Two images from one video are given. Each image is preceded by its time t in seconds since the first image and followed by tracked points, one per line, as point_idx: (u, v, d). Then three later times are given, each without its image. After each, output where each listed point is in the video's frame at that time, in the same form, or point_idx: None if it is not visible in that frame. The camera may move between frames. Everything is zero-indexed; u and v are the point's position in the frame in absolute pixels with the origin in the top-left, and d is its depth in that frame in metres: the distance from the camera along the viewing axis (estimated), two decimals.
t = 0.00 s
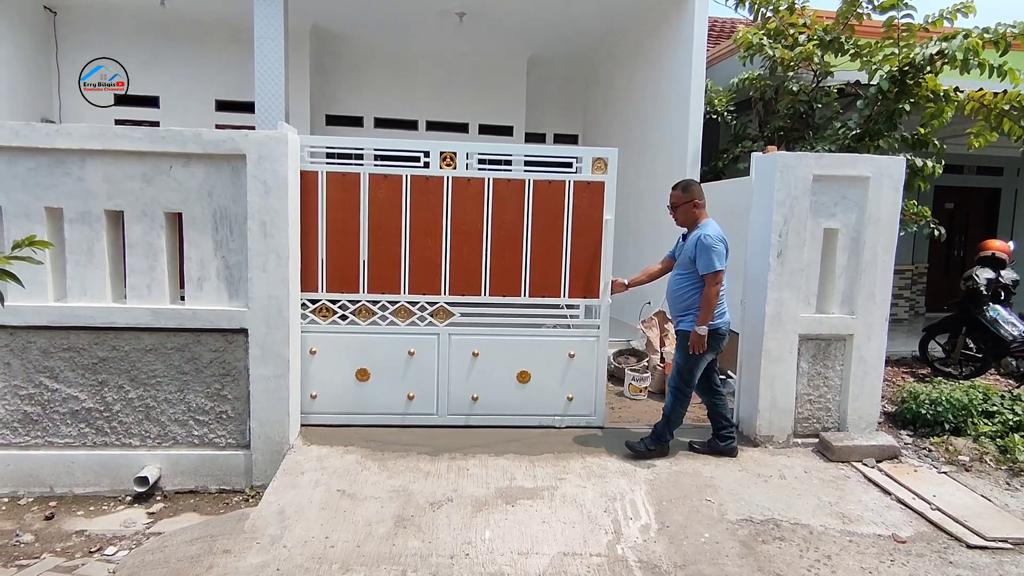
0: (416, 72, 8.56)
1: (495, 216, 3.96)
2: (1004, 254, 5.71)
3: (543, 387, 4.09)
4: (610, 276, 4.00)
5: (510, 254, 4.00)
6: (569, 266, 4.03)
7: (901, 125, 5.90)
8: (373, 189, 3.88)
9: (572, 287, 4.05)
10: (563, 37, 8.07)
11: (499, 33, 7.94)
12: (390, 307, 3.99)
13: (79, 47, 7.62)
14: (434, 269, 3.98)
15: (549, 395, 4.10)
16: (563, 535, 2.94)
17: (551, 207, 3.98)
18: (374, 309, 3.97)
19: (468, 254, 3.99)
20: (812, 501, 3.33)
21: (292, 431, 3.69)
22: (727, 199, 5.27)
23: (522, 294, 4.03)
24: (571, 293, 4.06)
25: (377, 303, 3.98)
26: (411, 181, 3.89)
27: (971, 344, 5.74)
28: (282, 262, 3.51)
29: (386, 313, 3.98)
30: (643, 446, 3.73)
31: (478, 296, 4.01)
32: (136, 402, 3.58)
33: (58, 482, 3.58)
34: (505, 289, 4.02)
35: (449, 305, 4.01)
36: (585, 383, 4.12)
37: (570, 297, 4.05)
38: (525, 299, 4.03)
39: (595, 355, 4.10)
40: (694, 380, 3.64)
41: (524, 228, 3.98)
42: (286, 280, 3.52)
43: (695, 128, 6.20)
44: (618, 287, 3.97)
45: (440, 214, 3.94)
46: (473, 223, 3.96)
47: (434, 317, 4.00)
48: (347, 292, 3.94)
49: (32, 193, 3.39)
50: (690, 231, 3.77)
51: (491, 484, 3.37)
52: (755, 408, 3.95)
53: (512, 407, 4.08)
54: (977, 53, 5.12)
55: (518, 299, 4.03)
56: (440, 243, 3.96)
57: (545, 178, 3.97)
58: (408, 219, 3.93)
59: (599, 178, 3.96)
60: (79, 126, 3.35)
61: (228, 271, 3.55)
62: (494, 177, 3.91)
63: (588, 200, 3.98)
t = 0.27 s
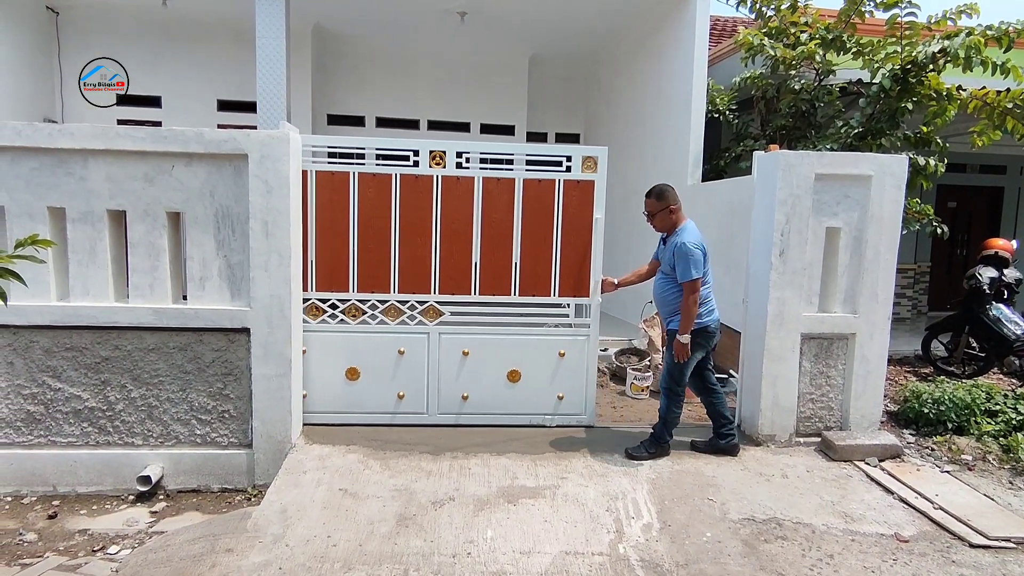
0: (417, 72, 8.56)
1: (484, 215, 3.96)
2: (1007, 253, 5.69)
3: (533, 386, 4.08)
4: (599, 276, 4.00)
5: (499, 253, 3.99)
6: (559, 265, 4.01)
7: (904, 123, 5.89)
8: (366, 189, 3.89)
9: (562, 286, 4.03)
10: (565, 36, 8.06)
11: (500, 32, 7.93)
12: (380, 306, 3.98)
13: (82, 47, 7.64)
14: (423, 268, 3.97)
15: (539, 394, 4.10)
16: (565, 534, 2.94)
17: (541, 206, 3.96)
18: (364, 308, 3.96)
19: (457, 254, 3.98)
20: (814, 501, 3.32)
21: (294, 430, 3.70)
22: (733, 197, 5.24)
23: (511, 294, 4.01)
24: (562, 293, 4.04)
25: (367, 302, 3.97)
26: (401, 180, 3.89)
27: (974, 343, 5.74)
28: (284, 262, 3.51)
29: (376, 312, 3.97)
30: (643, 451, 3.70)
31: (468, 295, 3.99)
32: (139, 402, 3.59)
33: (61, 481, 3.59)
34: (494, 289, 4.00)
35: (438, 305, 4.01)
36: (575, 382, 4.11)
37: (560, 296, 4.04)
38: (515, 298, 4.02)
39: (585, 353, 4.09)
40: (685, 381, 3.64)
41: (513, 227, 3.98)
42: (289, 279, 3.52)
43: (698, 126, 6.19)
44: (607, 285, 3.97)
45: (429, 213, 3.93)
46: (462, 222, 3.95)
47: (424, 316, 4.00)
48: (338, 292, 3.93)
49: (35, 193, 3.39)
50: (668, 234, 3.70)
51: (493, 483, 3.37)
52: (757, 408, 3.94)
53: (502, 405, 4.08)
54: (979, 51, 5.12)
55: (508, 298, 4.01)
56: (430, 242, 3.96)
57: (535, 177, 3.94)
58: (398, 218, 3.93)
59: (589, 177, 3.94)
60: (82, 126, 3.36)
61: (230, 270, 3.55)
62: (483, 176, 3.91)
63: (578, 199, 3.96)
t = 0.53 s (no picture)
0: (418, 71, 8.56)
1: (474, 215, 3.96)
2: (1010, 252, 5.68)
3: (523, 386, 4.08)
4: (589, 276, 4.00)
5: (489, 252, 3.99)
6: (549, 264, 4.02)
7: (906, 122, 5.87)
8: (358, 190, 3.88)
9: (552, 285, 4.04)
10: (566, 36, 8.06)
11: (502, 32, 7.93)
12: (369, 306, 3.97)
13: (84, 47, 7.65)
14: (412, 267, 3.97)
15: (529, 394, 4.09)
16: (567, 533, 2.94)
17: (530, 205, 3.97)
18: (353, 307, 3.95)
19: (447, 253, 3.98)
20: (816, 500, 3.32)
21: (296, 430, 3.70)
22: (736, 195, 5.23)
23: (501, 293, 4.02)
24: (552, 292, 4.05)
25: (356, 302, 3.96)
26: (389, 179, 3.88)
27: (977, 342, 5.70)
28: (286, 261, 3.52)
29: (365, 312, 3.96)
30: (644, 450, 3.70)
31: (457, 294, 4.00)
32: (142, 401, 3.59)
33: (64, 480, 3.60)
34: (484, 288, 4.01)
35: (428, 304, 4.01)
36: (564, 382, 4.10)
37: (550, 295, 4.05)
38: (504, 297, 4.02)
39: (575, 353, 4.08)
40: (684, 381, 3.66)
41: (502, 227, 3.98)
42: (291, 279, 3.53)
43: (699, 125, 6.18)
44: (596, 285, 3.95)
45: (418, 212, 3.93)
46: (451, 221, 3.95)
47: (413, 315, 4.00)
48: (326, 292, 3.92)
49: (37, 193, 3.40)
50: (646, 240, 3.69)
51: (495, 482, 3.37)
52: (759, 407, 3.94)
53: (492, 405, 4.08)
54: (981, 49, 5.11)
55: (498, 298, 4.01)
56: (419, 241, 3.95)
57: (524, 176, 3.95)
58: (386, 217, 3.92)
59: (578, 175, 3.96)
60: (84, 126, 3.37)
61: (232, 270, 3.56)
62: (472, 175, 3.91)
63: (567, 198, 3.98)
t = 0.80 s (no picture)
0: (420, 70, 8.56)
1: (465, 214, 3.96)
2: (1012, 251, 5.66)
3: (514, 385, 4.08)
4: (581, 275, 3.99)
5: (480, 252, 4.00)
6: (540, 263, 4.02)
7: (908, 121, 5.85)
8: (350, 189, 3.87)
9: (543, 285, 4.04)
10: (568, 35, 8.05)
11: (503, 31, 7.93)
12: (360, 304, 3.96)
13: (86, 47, 7.66)
14: (404, 267, 3.97)
15: (520, 393, 4.09)
16: (569, 533, 2.94)
17: (521, 205, 3.96)
18: (344, 306, 3.94)
19: (438, 253, 3.98)
20: (819, 499, 3.32)
21: (299, 429, 3.71)
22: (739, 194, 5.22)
23: (492, 293, 4.02)
24: (543, 291, 4.04)
25: (347, 301, 3.94)
26: (380, 178, 3.88)
27: (980, 342, 5.69)
28: (288, 260, 3.52)
29: (357, 311, 3.95)
30: (645, 450, 3.70)
31: (448, 293, 4.00)
32: (144, 400, 3.60)
33: (67, 479, 3.61)
34: (475, 288, 4.02)
35: (419, 303, 4.00)
36: (556, 381, 4.10)
37: (541, 294, 4.05)
38: (495, 297, 4.02)
39: (566, 352, 4.08)
40: (683, 381, 3.66)
41: (493, 226, 3.98)
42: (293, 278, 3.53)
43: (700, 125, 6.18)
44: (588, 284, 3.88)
45: (409, 211, 3.93)
46: (442, 221, 3.95)
47: (405, 314, 3.99)
48: (318, 291, 3.91)
49: (40, 193, 3.41)
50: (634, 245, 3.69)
51: (497, 482, 3.37)
52: (761, 407, 3.94)
53: (483, 404, 4.08)
54: (984, 47, 5.09)
55: (489, 297, 4.02)
56: (410, 240, 3.95)
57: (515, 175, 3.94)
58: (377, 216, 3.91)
59: (569, 175, 3.95)
60: (86, 126, 3.37)
61: (235, 270, 3.57)
62: (462, 175, 3.90)
63: (558, 198, 3.97)
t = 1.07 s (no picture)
0: (421, 70, 8.56)
1: (455, 213, 3.96)
2: (1016, 250, 5.64)
3: (505, 384, 4.06)
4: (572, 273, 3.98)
5: (470, 250, 3.99)
6: (530, 261, 4.02)
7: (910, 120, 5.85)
8: (341, 188, 3.87)
9: (533, 283, 4.04)
10: (570, 34, 8.04)
11: (505, 31, 7.93)
12: (351, 303, 3.95)
13: (88, 47, 7.67)
14: (394, 265, 3.97)
15: (511, 392, 4.07)
16: (571, 532, 2.94)
17: (512, 204, 3.96)
18: (334, 305, 3.93)
19: (428, 251, 3.98)
20: (821, 499, 3.31)
21: (301, 428, 3.71)
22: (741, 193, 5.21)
23: (483, 292, 4.02)
24: (533, 290, 4.04)
25: (338, 300, 3.94)
26: (370, 177, 3.88)
27: (983, 341, 5.68)
28: (290, 259, 3.52)
29: (347, 309, 3.94)
30: (648, 450, 3.70)
31: (439, 292, 4.00)
32: (146, 399, 3.61)
33: (70, 478, 3.62)
34: (465, 287, 4.01)
35: (409, 302, 3.99)
36: (547, 380, 4.07)
37: (531, 293, 4.04)
38: (486, 295, 4.02)
39: (557, 352, 4.05)
40: (683, 380, 3.66)
41: (484, 225, 3.98)
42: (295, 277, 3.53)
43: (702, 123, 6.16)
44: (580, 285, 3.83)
45: (400, 209, 3.92)
46: (433, 220, 3.95)
47: (395, 313, 3.98)
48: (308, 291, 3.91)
49: (43, 193, 3.41)
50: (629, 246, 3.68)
51: (499, 481, 3.37)
52: (763, 406, 3.93)
53: (474, 403, 4.06)
54: (986, 45, 5.08)
55: (480, 296, 4.01)
56: (400, 238, 3.95)
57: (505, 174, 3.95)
58: (368, 214, 3.91)
59: (559, 174, 3.95)
60: (88, 125, 3.37)
61: (237, 269, 3.57)
62: (452, 173, 3.90)
63: (549, 197, 3.97)
